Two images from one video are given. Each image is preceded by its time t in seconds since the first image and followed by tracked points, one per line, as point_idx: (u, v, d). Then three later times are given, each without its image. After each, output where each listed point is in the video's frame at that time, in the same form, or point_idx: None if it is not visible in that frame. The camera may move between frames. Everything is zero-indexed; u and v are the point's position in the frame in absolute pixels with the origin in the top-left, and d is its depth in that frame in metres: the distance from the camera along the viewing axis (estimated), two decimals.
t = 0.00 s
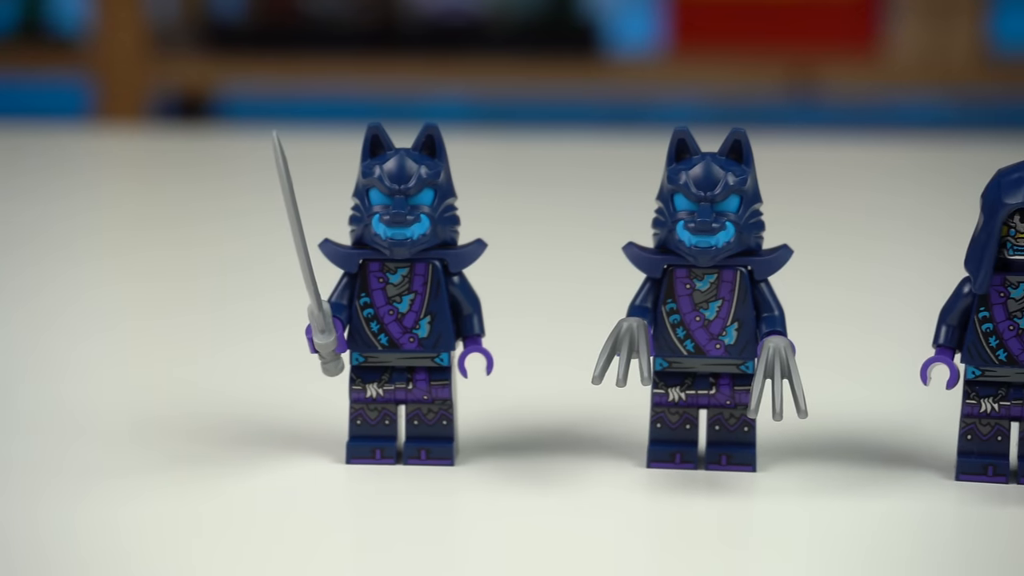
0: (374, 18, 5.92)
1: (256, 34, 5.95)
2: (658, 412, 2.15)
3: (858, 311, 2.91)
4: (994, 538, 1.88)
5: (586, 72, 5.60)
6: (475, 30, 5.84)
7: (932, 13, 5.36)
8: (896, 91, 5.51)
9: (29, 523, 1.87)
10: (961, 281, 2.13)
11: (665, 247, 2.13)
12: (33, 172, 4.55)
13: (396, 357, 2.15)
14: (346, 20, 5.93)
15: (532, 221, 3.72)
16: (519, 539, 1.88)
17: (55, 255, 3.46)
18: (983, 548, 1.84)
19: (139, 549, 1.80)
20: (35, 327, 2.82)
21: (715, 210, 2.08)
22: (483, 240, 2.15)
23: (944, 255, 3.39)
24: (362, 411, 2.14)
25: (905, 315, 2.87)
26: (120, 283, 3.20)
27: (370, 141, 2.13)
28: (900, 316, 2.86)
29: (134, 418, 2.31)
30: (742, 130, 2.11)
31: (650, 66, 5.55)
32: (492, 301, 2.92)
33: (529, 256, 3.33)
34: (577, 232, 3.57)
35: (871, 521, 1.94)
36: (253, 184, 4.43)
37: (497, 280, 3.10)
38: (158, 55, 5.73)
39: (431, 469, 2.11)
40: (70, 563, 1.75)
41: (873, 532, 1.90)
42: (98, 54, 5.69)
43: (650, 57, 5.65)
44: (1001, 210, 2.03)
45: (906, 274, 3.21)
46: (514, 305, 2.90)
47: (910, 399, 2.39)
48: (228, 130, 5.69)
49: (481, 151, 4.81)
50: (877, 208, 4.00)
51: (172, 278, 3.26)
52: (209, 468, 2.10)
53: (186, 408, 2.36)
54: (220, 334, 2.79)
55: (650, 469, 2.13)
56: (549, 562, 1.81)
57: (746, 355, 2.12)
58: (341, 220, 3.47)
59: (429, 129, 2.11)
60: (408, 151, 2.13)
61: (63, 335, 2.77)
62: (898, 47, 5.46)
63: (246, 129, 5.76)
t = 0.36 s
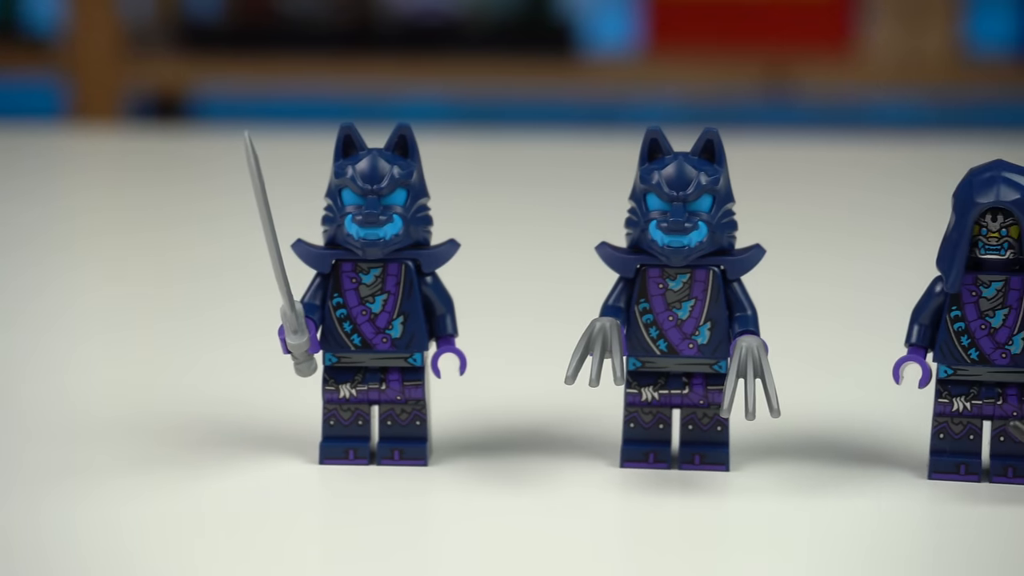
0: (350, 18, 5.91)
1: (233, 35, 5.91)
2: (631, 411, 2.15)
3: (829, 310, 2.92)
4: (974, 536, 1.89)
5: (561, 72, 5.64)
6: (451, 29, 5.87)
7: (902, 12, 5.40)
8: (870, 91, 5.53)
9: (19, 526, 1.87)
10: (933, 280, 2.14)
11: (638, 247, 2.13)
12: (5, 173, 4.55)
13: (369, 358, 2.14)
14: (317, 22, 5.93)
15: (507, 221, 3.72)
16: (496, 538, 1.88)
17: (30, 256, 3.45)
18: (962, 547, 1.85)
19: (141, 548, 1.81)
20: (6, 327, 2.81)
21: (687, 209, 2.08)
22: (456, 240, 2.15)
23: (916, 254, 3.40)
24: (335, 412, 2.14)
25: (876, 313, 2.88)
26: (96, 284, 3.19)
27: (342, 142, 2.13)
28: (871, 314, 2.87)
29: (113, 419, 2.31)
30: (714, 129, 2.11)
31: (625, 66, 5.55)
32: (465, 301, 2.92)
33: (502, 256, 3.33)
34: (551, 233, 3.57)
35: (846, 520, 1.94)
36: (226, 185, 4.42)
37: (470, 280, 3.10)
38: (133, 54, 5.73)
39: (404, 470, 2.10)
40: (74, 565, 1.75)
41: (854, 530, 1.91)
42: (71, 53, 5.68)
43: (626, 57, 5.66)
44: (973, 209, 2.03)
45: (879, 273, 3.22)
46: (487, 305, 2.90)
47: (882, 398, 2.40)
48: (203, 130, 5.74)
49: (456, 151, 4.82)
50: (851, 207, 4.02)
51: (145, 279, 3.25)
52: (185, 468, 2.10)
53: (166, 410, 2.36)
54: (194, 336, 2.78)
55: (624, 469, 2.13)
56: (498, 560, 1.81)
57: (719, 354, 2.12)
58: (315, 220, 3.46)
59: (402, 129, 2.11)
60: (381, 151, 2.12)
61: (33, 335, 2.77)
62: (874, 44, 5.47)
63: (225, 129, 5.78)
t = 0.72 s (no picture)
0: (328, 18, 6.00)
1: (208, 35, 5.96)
2: (606, 411, 2.16)
3: (802, 309, 2.93)
4: (974, 538, 1.88)
5: (538, 72, 5.67)
6: (429, 29, 5.98)
7: (880, 12, 5.40)
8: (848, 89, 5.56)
9: (18, 527, 1.87)
10: (907, 279, 2.14)
11: (613, 246, 2.13)
12: None
13: (344, 358, 2.14)
14: (295, 21, 6.02)
15: (482, 221, 3.72)
16: (475, 539, 1.88)
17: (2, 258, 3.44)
18: (960, 549, 1.84)
19: (140, 549, 1.81)
20: None
21: (662, 209, 2.08)
22: (431, 240, 2.15)
23: (889, 252, 3.42)
24: (310, 412, 2.14)
25: (849, 312, 2.89)
26: (73, 287, 3.18)
27: (317, 142, 2.12)
28: (843, 313, 2.88)
29: (91, 420, 2.30)
30: (689, 129, 2.11)
31: (602, 66, 5.56)
32: (439, 301, 2.92)
33: (477, 256, 3.33)
34: (526, 233, 3.57)
35: (828, 520, 1.94)
36: (199, 186, 4.41)
37: (444, 280, 3.09)
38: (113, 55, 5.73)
39: (379, 470, 2.11)
40: (72, 566, 1.75)
41: (851, 529, 1.91)
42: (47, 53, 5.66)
43: (603, 57, 5.67)
44: (947, 207, 2.03)
45: (852, 272, 3.23)
46: (461, 305, 2.90)
47: (856, 396, 2.40)
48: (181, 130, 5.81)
49: (431, 151, 4.81)
50: (826, 206, 4.03)
51: (121, 280, 3.24)
52: (164, 469, 2.10)
53: (143, 410, 2.35)
54: (170, 337, 2.78)
55: (599, 468, 2.13)
56: (466, 558, 1.81)
57: (694, 354, 2.13)
58: (288, 221, 3.46)
59: (377, 129, 2.11)
60: (355, 151, 2.12)
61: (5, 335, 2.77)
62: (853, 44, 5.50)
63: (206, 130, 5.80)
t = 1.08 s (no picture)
0: (307, 19, 6.00)
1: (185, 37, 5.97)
2: (582, 411, 2.16)
3: (778, 308, 2.93)
4: (973, 540, 1.87)
5: (517, 72, 5.66)
6: (406, 29, 5.98)
7: (858, 10, 5.39)
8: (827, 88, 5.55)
9: (19, 528, 1.87)
10: (882, 279, 2.15)
11: (588, 246, 2.13)
12: None
13: (320, 359, 2.14)
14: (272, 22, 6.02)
15: (461, 222, 3.72)
16: (456, 539, 1.88)
17: None
18: (957, 550, 1.83)
19: (140, 550, 1.81)
20: None
21: (637, 209, 2.08)
22: (406, 240, 2.15)
23: (866, 251, 3.42)
24: (286, 412, 2.14)
25: (824, 312, 2.89)
26: (50, 286, 3.17)
27: (292, 142, 2.12)
28: (818, 313, 2.88)
29: (70, 420, 2.30)
30: (664, 129, 2.12)
31: (581, 66, 5.56)
32: (416, 301, 2.92)
33: (455, 257, 3.33)
34: (504, 233, 3.57)
35: (810, 519, 1.95)
36: (177, 186, 4.40)
37: (421, 280, 3.09)
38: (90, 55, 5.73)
39: (355, 470, 2.11)
40: (73, 565, 1.75)
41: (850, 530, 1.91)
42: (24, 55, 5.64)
43: (582, 57, 5.67)
44: (921, 207, 2.04)
45: (828, 271, 3.23)
46: (437, 305, 2.90)
47: (831, 396, 2.41)
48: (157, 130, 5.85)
49: (410, 152, 4.81)
50: (805, 206, 4.03)
51: (98, 280, 3.24)
52: (142, 470, 2.09)
53: (121, 411, 2.35)
54: (148, 338, 2.77)
55: (575, 468, 2.13)
56: (428, 556, 1.82)
57: (669, 353, 2.13)
58: (265, 221, 3.46)
59: (352, 130, 2.11)
60: (330, 151, 2.12)
61: None
62: (830, 43, 5.50)
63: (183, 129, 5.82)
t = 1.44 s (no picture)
0: (286, 19, 6.01)
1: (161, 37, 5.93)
2: (557, 411, 2.16)
3: (753, 308, 2.94)
4: (970, 539, 1.86)
5: (494, 72, 5.65)
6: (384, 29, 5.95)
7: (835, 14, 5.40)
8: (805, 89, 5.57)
9: (19, 527, 1.87)
10: (857, 278, 2.15)
11: (564, 246, 2.13)
12: None
13: (295, 359, 2.13)
14: (251, 23, 6.00)
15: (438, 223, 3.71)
16: (445, 539, 1.87)
17: None
18: (954, 549, 1.83)
19: (141, 551, 1.80)
20: None
21: (612, 209, 2.08)
22: (381, 240, 2.15)
23: (841, 251, 3.44)
24: (261, 413, 2.14)
25: (798, 311, 2.90)
26: (26, 286, 3.17)
27: (267, 142, 2.12)
28: (791, 314, 2.89)
29: (45, 420, 2.30)
30: (638, 129, 2.12)
31: (559, 65, 5.56)
32: (391, 301, 2.92)
33: (431, 257, 3.33)
34: (481, 234, 3.57)
35: (790, 519, 1.95)
36: (152, 186, 4.39)
37: (397, 281, 3.09)
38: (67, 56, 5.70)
39: (330, 471, 2.11)
40: (75, 565, 1.75)
41: (845, 529, 1.91)
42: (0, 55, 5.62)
43: (560, 57, 5.67)
44: (895, 206, 2.05)
45: (804, 271, 3.24)
46: (413, 306, 2.90)
47: (806, 396, 2.42)
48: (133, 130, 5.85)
49: (386, 152, 4.80)
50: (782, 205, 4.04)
51: (73, 281, 3.24)
52: (124, 467, 2.10)
53: (99, 411, 2.35)
54: (119, 339, 2.77)
55: (551, 468, 2.14)
56: (391, 554, 1.82)
57: (644, 353, 2.13)
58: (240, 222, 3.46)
59: (327, 130, 2.11)
60: (305, 152, 2.12)
61: None
62: (810, 43, 5.51)
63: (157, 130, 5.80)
